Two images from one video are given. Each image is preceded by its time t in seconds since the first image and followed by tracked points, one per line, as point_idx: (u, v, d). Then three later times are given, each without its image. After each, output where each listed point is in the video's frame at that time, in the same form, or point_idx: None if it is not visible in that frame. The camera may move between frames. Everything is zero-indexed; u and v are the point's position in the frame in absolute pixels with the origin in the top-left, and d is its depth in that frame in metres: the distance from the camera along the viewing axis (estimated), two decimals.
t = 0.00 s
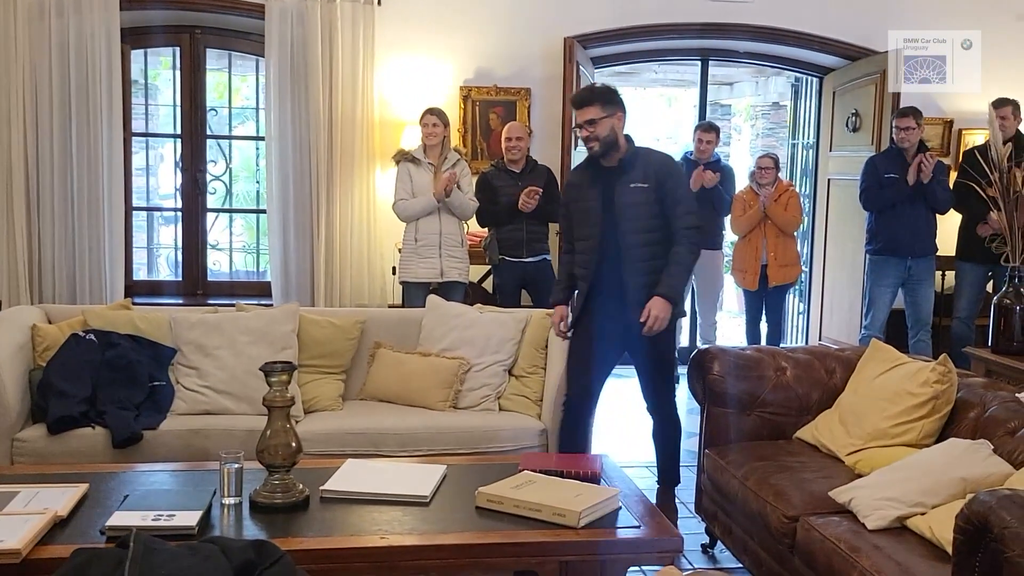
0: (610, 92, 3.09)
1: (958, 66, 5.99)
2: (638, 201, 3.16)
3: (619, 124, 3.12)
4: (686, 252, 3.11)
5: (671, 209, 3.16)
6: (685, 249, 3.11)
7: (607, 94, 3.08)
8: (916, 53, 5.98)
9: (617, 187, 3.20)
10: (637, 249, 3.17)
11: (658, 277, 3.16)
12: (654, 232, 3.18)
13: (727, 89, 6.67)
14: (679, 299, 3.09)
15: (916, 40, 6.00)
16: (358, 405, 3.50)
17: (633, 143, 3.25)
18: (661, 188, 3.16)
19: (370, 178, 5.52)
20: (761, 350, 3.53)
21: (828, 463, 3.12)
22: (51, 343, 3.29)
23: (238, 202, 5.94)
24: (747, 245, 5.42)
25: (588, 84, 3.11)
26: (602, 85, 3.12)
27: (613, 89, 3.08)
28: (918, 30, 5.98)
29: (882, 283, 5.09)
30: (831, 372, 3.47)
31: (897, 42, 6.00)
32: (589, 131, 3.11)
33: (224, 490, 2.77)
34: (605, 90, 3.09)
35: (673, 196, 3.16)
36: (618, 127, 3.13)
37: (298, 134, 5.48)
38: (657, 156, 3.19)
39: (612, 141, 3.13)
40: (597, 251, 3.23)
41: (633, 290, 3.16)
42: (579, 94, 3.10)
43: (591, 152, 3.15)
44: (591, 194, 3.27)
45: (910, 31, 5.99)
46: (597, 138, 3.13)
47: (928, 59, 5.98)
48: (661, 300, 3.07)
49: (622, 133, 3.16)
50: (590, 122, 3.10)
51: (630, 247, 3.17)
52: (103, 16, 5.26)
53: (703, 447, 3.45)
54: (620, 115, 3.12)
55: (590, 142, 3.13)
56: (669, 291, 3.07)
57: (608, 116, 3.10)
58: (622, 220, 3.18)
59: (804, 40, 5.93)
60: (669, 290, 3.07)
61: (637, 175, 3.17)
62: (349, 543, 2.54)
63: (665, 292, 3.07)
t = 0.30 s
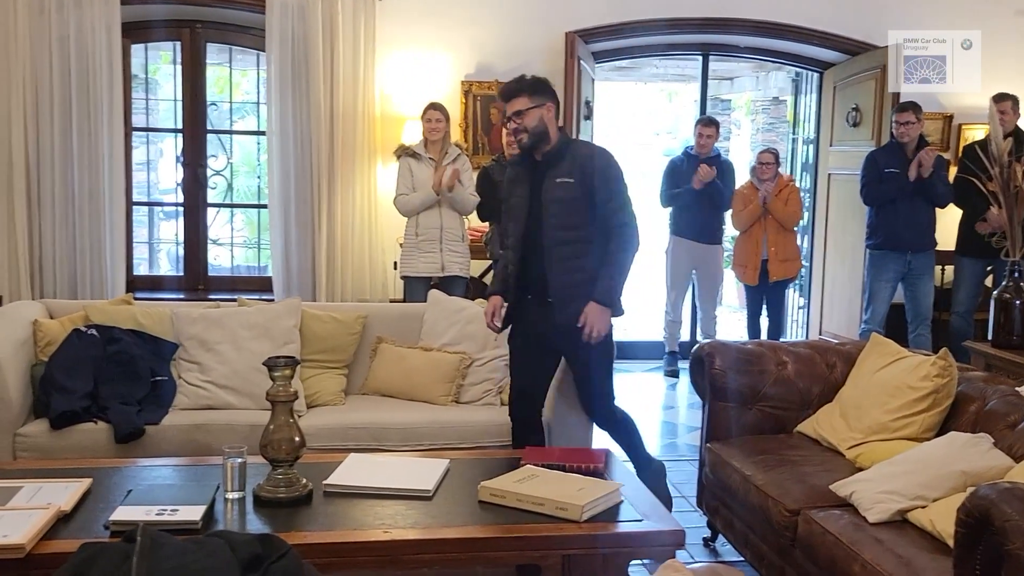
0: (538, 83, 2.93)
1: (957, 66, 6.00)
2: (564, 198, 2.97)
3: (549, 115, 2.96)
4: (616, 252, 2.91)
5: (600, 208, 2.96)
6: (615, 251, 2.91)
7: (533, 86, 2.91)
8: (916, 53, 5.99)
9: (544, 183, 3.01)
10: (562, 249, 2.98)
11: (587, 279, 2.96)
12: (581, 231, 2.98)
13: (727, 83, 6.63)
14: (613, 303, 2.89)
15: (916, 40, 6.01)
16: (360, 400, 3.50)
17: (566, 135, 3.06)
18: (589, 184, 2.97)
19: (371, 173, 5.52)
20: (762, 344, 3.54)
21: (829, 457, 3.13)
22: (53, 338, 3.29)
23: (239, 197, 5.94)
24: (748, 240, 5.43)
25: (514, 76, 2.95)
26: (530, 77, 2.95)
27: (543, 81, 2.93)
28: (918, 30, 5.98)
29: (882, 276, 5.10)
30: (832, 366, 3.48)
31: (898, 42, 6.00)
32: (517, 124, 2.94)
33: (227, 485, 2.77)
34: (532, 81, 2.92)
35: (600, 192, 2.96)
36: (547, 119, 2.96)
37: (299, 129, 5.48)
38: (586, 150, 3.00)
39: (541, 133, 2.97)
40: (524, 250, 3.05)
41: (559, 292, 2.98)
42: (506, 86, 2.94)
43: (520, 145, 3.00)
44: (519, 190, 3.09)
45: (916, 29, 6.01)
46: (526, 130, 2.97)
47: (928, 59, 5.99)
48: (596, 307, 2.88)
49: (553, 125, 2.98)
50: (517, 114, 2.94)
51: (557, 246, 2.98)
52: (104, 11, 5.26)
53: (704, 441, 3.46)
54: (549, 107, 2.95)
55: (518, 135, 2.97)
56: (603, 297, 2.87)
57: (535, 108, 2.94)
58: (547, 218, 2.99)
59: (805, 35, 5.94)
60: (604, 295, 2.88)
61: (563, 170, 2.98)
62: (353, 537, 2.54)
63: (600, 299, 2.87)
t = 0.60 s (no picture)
0: (502, 72, 2.86)
1: (957, 66, 5.92)
2: (509, 193, 2.91)
3: (509, 107, 2.89)
4: (551, 256, 2.81)
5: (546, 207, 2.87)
6: (550, 253, 2.82)
7: (492, 74, 2.86)
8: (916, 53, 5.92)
9: (495, 175, 2.97)
10: (504, 243, 2.94)
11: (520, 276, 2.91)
12: (525, 228, 2.92)
13: (741, 79, 6.63)
14: (534, 305, 2.78)
15: (915, 40, 5.95)
16: (377, 396, 3.51)
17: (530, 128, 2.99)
18: (534, 181, 2.89)
19: (385, 169, 5.52)
20: (778, 340, 3.53)
21: (846, 454, 3.12)
22: (72, 334, 3.31)
23: (254, 194, 5.96)
24: (763, 236, 5.42)
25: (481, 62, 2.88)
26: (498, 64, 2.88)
27: (507, 70, 2.86)
28: (916, 30, 5.94)
29: (898, 272, 5.09)
30: (848, 363, 3.47)
31: (897, 43, 5.93)
32: (475, 113, 2.91)
33: (246, 480, 2.79)
34: (496, 69, 2.86)
35: (543, 191, 2.87)
36: (506, 110, 2.90)
37: (315, 125, 5.49)
38: (540, 148, 2.91)
39: (499, 125, 2.92)
40: (470, 241, 3.03)
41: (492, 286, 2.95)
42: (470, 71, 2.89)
43: (478, 135, 2.96)
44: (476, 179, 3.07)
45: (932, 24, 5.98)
46: (485, 120, 2.93)
47: (927, 59, 5.92)
48: (515, 305, 2.78)
49: (512, 118, 2.92)
50: (477, 101, 2.90)
51: (498, 239, 2.94)
52: (121, 8, 5.28)
53: (720, 437, 3.46)
54: (510, 98, 2.89)
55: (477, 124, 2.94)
56: (522, 298, 2.77)
57: (496, 97, 2.88)
58: (492, 210, 2.95)
59: (822, 30, 5.92)
60: (525, 296, 2.78)
61: (513, 164, 2.92)
62: (371, 532, 2.55)
63: (520, 297, 2.77)
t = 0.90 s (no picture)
0: (480, 69, 2.88)
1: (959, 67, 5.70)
2: (470, 196, 2.92)
3: (482, 104, 2.91)
4: (504, 267, 2.83)
5: (506, 214, 2.86)
6: (502, 264, 2.83)
7: (468, 71, 2.88)
8: (916, 52, 5.57)
9: (462, 176, 2.97)
10: (461, 245, 2.95)
11: (473, 283, 2.92)
12: (484, 233, 2.92)
13: (781, 74, 6.56)
14: (485, 318, 2.85)
15: (915, 40, 5.64)
16: (417, 391, 3.53)
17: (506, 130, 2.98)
18: (495, 187, 2.87)
19: (424, 167, 5.52)
20: (821, 337, 3.51)
21: (890, 452, 3.09)
22: (118, 330, 3.36)
23: (295, 191, 6.00)
24: (804, 233, 5.38)
25: (465, 56, 2.91)
26: (476, 61, 2.90)
27: (486, 66, 2.88)
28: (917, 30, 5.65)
29: (943, 269, 5.03)
30: (893, 360, 3.43)
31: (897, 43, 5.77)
32: (447, 107, 2.95)
33: (290, 475, 2.81)
34: (474, 65, 2.89)
35: (503, 200, 2.86)
36: (478, 108, 2.92)
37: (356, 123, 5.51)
38: (505, 153, 2.89)
39: (472, 121, 2.94)
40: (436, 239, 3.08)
41: (447, 291, 2.97)
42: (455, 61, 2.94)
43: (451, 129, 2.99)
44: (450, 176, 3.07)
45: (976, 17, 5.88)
46: (457, 113, 2.95)
47: (928, 59, 5.56)
48: (465, 315, 2.86)
49: (484, 115, 2.94)
50: (453, 96, 2.94)
51: (456, 242, 2.95)
52: (165, 7, 5.34)
53: (762, 435, 3.44)
54: (484, 95, 2.91)
55: (450, 117, 2.97)
56: (472, 309, 2.83)
57: (469, 94, 2.91)
58: (454, 211, 2.96)
59: (866, 24, 5.85)
60: (474, 306, 2.83)
61: (478, 167, 2.91)
62: (414, 527, 2.56)
63: (469, 310, 2.83)
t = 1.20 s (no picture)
0: (484, 62, 2.81)
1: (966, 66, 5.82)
2: (471, 188, 2.90)
3: (486, 97, 2.85)
4: (495, 261, 2.80)
5: (501, 207, 2.83)
6: (496, 256, 2.80)
7: (471, 62, 2.82)
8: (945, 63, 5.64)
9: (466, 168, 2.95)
10: (463, 237, 2.94)
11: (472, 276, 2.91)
12: (484, 227, 2.89)
13: (860, 66, 6.34)
14: (479, 312, 2.84)
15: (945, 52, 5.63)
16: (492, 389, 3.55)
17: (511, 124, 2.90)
18: (493, 178, 2.84)
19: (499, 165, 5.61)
20: (904, 336, 3.42)
21: (978, 453, 3.00)
22: (201, 327, 3.43)
23: (370, 189, 6.07)
24: (884, 230, 5.25)
25: (472, 48, 2.85)
26: (484, 52, 2.84)
27: (490, 59, 2.81)
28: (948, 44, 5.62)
29: None
30: (980, 359, 3.33)
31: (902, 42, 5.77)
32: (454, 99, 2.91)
33: (370, 470, 2.84)
34: (479, 58, 2.82)
35: (500, 192, 2.82)
36: (482, 101, 2.85)
37: (429, 122, 5.55)
38: (503, 145, 2.84)
39: (476, 114, 2.88)
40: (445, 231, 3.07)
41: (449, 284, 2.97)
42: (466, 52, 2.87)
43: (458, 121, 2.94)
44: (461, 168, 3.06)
45: None
46: (463, 105, 2.89)
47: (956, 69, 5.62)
48: (459, 309, 2.86)
49: (488, 108, 2.87)
50: (459, 87, 2.88)
51: (458, 235, 2.94)
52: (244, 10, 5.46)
53: (842, 435, 3.37)
54: (487, 88, 2.83)
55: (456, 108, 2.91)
56: (465, 304, 2.82)
57: (473, 86, 2.84)
58: (457, 203, 2.94)
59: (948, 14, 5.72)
60: (467, 299, 2.82)
61: (479, 160, 2.88)
62: (490, 524, 2.56)
63: (463, 304, 2.83)
